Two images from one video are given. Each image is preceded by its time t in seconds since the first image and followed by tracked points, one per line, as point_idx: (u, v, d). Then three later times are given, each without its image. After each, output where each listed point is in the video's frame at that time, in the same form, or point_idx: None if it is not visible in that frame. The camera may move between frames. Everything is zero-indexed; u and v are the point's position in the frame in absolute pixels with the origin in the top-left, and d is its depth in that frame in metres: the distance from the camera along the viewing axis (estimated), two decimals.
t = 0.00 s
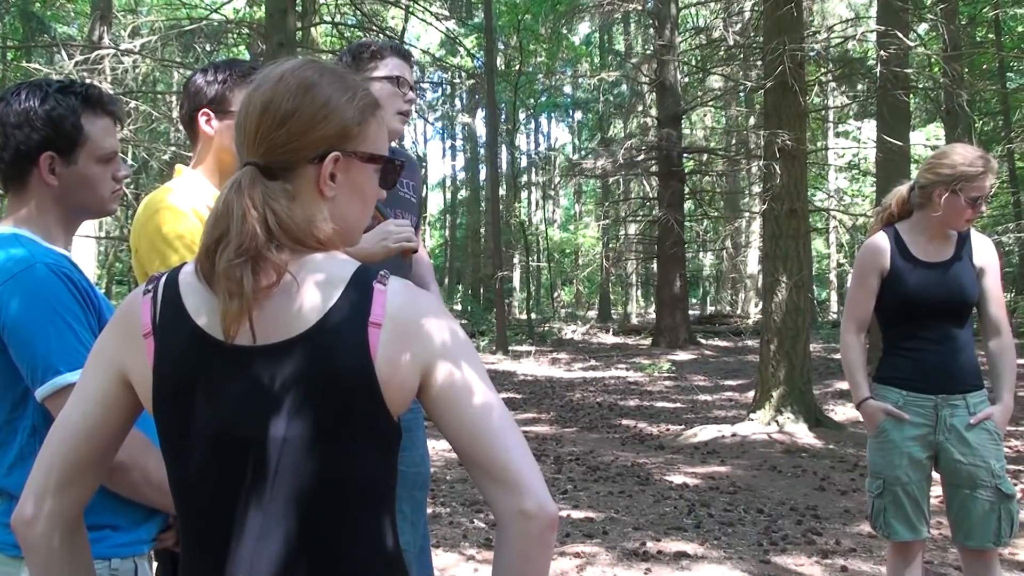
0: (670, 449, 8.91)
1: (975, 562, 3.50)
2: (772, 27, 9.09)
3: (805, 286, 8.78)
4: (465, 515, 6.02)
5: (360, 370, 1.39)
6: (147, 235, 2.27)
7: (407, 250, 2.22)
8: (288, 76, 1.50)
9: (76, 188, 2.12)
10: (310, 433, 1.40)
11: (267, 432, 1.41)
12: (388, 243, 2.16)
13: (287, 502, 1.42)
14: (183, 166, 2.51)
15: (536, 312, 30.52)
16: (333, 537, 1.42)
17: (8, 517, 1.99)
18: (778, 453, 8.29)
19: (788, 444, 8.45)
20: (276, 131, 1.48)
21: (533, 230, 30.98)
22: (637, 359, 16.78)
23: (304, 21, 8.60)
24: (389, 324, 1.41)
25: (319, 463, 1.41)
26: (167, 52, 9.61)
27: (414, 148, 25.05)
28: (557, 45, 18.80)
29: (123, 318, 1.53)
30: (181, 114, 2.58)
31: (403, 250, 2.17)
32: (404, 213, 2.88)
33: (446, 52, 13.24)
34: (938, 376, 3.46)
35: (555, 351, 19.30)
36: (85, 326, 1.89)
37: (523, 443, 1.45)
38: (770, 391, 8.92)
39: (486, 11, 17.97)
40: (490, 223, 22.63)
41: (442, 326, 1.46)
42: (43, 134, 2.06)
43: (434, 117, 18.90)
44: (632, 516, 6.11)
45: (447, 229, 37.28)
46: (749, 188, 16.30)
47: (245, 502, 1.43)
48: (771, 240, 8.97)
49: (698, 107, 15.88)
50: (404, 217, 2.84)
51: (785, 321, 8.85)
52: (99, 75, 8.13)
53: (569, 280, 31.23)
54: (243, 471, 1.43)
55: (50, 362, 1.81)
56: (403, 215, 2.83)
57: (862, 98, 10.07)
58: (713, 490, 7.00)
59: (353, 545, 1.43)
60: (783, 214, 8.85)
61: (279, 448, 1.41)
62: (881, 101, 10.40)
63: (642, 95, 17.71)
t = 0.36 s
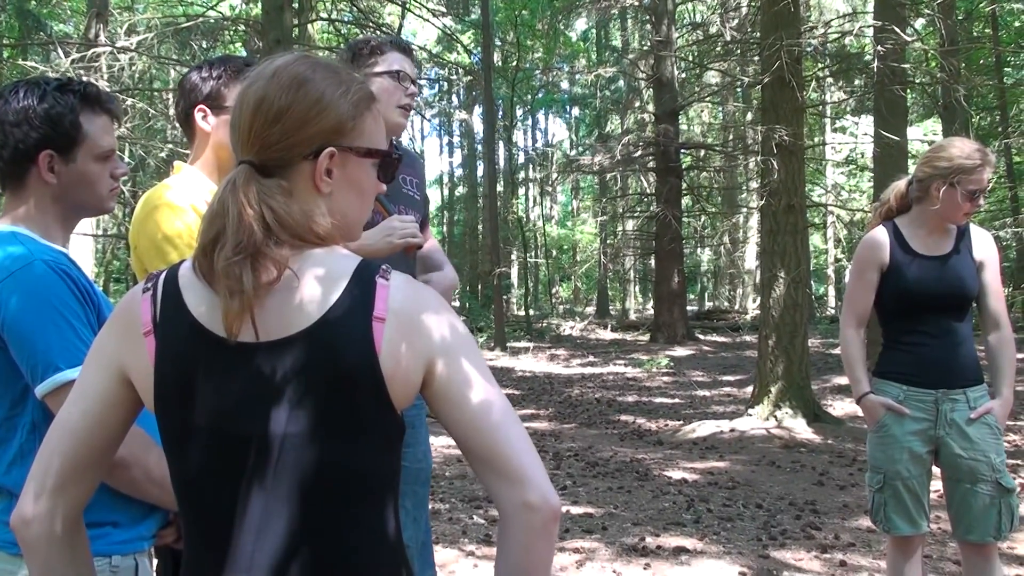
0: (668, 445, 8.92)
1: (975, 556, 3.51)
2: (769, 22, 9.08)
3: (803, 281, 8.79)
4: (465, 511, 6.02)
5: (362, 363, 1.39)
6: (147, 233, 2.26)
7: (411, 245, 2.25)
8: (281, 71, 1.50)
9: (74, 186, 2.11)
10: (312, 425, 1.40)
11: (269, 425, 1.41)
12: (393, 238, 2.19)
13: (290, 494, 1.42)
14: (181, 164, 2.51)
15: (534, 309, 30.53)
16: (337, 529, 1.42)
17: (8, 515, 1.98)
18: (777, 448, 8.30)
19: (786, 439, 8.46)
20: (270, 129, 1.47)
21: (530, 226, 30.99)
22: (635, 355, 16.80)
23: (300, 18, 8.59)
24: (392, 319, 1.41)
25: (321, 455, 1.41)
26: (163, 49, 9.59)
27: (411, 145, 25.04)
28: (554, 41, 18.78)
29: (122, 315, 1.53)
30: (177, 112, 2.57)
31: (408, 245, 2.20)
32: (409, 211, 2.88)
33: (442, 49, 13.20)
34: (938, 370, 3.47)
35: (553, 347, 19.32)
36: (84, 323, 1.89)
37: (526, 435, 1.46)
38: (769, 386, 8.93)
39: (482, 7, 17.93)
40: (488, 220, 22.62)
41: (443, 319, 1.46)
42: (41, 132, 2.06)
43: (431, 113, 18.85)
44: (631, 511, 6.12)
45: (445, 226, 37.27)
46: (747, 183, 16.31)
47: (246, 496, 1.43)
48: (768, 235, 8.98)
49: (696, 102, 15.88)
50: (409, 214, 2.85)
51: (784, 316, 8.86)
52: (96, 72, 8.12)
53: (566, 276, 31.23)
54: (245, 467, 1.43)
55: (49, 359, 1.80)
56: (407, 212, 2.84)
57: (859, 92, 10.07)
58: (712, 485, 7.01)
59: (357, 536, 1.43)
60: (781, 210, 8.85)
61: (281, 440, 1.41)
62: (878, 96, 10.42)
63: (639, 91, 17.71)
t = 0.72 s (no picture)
0: (668, 440, 8.93)
1: (974, 551, 3.52)
2: (767, 17, 9.07)
3: (802, 276, 8.80)
4: (464, 507, 6.03)
5: (363, 359, 1.39)
6: (146, 232, 2.25)
7: (419, 244, 2.32)
8: (278, 70, 1.50)
9: (72, 185, 2.11)
10: (313, 421, 1.40)
11: (269, 421, 1.41)
12: (401, 235, 2.24)
13: (291, 489, 1.42)
14: (180, 161, 2.50)
15: (532, 305, 30.55)
16: (340, 525, 1.42)
17: (8, 514, 1.98)
18: (776, 443, 8.31)
19: (785, 435, 8.47)
20: (266, 129, 1.47)
21: (529, 222, 31.00)
22: (634, 351, 16.81)
23: (298, 14, 8.58)
24: (395, 314, 1.41)
25: (322, 450, 1.41)
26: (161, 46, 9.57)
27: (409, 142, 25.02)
28: (551, 36, 18.76)
29: (122, 312, 1.53)
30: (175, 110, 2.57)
31: (416, 243, 2.26)
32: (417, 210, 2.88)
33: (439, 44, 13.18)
34: (937, 366, 3.47)
35: (552, 343, 19.31)
36: (82, 321, 1.89)
37: (528, 430, 1.46)
38: (768, 381, 8.94)
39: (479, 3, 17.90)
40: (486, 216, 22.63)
41: (443, 315, 1.46)
42: (38, 130, 2.05)
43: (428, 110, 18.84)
44: (630, 507, 6.13)
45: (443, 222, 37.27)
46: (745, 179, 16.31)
47: (246, 491, 1.43)
48: (767, 231, 8.98)
49: (694, 97, 15.88)
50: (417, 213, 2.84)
51: (782, 311, 8.86)
52: (93, 70, 8.11)
53: (565, 272, 31.25)
54: (245, 463, 1.43)
55: (48, 358, 1.80)
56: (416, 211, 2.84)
57: (857, 87, 10.06)
58: (711, 480, 7.03)
59: (357, 530, 1.43)
60: (780, 205, 8.85)
61: (281, 436, 1.41)
62: (876, 91, 10.42)
63: (637, 86, 17.70)
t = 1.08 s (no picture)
0: (662, 432, 8.95)
1: (968, 540, 3.53)
2: (760, 9, 9.05)
3: (795, 268, 8.80)
4: (459, 501, 6.03)
5: (357, 355, 1.38)
6: (139, 229, 2.24)
7: (431, 240, 2.34)
8: (272, 65, 1.49)
9: (60, 182, 2.09)
10: (307, 418, 1.39)
11: (263, 418, 1.40)
12: (414, 231, 2.26)
13: (284, 487, 1.41)
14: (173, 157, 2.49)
15: (527, 299, 30.55)
16: (333, 522, 1.42)
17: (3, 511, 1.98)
18: (770, 435, 8.32)
19: (780, 426, 8.49)
20: (260, 123, 1.46)
21: (522, 215, 30.98)
22: (628, 343, 16.82)
23: (289, 8, 8.54)
24: (388, 310, 1.40)
25: (316, 447, 1.40)
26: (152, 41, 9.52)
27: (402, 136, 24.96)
28: (544, 29, 18.71)
29: (117, 308, 1.52)
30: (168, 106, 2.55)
31: (428, 239, 2.29)
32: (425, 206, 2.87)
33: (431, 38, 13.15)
34: (932, 357, 3.48)
35: (546, 337, 19.31)
36: (71, 318, 1.87)
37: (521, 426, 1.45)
38: (762, 373, 8.95)
39: None
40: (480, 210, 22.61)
41: (438, 311, 1.45)
42: (28, 127, 2.03)
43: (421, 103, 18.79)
44: (625, 500, 6.13)
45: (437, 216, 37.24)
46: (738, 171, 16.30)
47: (241, 489, 1.43)
48: (761, 223, 8.98)
49: (686, 90, 15.87)
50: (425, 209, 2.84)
51: (776, 303, 8.87)
52: (84, 65, 8.06)
53: (558, 265, 31.24)
54: (240, 460, 1.42)
55: (38, 356, 1.79)
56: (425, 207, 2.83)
57: (850, 78, 10.06)
58: (706, 472, 7.04)
59: (352, 527, 1.42)
60: (773, 196, 8.85)
61: (275, 433, 1.40)
62: (869, 82, 10.42)
63: (630, 79, 17.67)
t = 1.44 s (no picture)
0: (654, 439, 8.95)
1: (959, 546, 3.53)
2: (752, 17, 9.08)
3: (787, 275, 8.82)
4: (451, 507, 6.01)
5: (350, 363, 1.38)
6: (134, 234, 2.23)
7: (424, 244, 2.35)
8: (269, 71, 1.49)
9: (74, 186, 2.10)
10: (297, 427, 1.39)
11: (254, 426, 1.39)
12: (407, 237, 2.28)
13: (275, 496, 1.41)
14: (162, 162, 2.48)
15: (519, 305, 30.55)
16: (322, 531, 1.41)
17: None
18: (762, 441, 8.33)
19: (771, 433, 8.50)
20: (256, 128, 1.46)
21: (515, 221, 31.01)
22: (620, 350, 16.84)
23: (282, 14, 8.54)
24: (378, 318, 1.40)
25: (307, 455, 1.40)
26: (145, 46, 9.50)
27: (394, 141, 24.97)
28: (537, 35, 18.76)
29: (110, 313, 1.51)
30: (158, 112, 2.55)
31: (421, 244, 2.31)
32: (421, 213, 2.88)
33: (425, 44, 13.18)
34: (923, 364, 3.49)
35: (538, 343, 19.30)
36: (63, 324, 1.87)
37: (512, 435, 1.45)
38: (754, 379, 8.97)
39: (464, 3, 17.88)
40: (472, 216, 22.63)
41: (428, 319, 1.46)
42: (47, 134, 2.02)
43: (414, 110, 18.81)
44: (617, 506, 6.13)
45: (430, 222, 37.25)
46: (730, 178, 16.35)
47: (232, 498, 1.42)
48: (752, 230, 9.01)
49: (678, 97, 15.92)
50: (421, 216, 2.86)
51: (767, 309, 8.89)
52: (76, 70, 8.04)
53: (551, 271, 31.28)
54: (231, 469, 1.42)
55: (29, 363, 1.78)
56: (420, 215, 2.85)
57: (841, 86, 10.11)
58: (698, 479, 7.04)
59: (342, 536, 1.42)
60: (764, 203, 8.88)
61: (266, 441, 1.39)
62: (860, 90, 10.47)
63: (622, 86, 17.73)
